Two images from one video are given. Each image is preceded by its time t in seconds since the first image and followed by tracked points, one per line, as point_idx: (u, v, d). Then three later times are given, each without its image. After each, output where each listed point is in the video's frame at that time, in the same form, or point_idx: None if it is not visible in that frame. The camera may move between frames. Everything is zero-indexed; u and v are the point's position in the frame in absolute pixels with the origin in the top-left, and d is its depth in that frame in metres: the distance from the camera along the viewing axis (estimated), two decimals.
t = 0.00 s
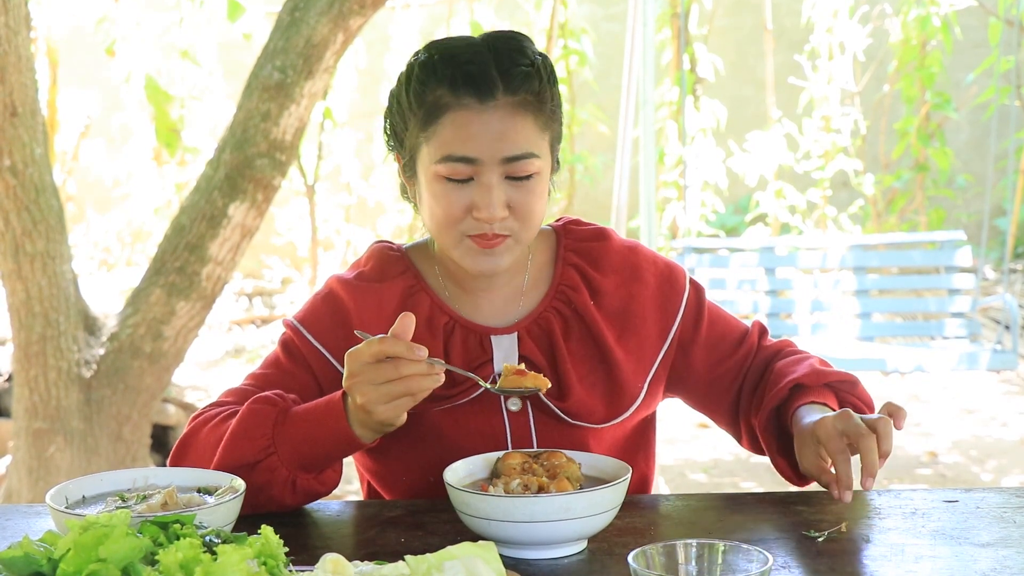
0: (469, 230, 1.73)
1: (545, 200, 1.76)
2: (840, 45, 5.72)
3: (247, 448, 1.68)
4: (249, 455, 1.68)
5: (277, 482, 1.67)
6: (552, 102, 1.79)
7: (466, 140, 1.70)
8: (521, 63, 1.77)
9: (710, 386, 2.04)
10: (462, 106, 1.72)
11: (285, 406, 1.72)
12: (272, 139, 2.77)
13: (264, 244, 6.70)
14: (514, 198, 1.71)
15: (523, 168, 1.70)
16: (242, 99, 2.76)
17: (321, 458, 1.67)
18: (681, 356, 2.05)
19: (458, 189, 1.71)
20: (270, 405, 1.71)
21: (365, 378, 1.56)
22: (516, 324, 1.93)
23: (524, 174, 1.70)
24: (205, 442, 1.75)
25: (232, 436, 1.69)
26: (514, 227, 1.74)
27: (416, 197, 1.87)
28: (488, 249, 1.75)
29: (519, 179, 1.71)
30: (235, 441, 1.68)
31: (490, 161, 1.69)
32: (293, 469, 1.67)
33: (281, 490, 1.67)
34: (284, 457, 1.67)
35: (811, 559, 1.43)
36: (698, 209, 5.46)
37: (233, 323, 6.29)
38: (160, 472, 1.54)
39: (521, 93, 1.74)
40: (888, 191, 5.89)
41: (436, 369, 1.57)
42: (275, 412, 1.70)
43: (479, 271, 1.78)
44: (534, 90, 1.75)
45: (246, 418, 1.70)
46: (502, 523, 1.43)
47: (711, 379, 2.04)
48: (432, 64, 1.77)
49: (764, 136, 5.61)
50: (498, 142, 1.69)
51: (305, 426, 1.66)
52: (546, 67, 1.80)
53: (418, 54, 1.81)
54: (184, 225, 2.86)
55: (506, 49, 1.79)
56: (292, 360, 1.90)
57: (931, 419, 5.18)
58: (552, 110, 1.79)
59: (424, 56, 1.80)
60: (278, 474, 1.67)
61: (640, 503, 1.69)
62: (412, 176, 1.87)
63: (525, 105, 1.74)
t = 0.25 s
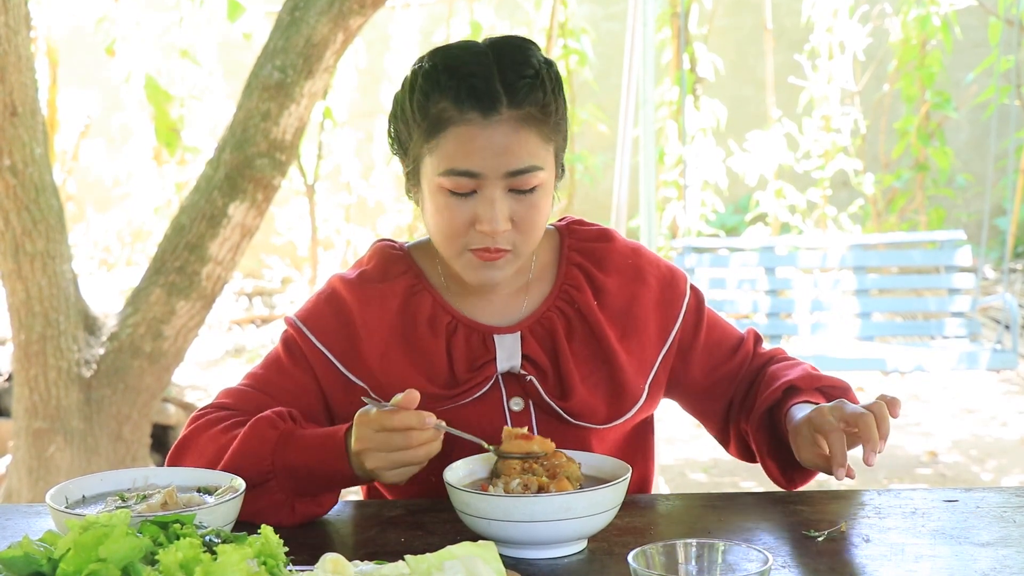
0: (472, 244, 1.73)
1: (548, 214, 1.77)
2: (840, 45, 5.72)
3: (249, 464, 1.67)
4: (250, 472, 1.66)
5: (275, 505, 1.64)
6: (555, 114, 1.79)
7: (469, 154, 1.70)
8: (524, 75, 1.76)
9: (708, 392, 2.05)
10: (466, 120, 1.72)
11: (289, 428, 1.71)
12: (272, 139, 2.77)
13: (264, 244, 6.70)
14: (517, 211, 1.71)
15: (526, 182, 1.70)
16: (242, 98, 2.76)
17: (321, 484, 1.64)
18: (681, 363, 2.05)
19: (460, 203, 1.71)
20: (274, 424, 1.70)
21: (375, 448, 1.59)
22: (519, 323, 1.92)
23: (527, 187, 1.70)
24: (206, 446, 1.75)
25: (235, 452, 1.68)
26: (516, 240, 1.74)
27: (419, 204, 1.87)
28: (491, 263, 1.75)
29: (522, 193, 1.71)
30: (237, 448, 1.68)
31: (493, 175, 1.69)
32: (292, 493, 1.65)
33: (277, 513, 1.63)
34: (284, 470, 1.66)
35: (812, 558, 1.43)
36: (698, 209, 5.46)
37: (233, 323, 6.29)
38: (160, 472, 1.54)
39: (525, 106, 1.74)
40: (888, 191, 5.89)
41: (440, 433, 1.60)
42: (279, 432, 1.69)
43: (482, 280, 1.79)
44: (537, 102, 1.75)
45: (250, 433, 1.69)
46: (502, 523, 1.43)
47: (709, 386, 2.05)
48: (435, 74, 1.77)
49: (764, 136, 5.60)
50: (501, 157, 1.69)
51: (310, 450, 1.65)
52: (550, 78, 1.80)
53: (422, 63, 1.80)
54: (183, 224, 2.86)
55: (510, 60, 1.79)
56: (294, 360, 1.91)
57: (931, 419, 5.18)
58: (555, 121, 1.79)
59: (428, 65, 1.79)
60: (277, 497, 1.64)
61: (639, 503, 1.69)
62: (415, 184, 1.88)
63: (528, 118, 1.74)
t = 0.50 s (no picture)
0: (476, 246, 1.73)
1: (552, 219, 1.76)
2: (840, 44, 5.72)
3: (238, 463, 1.67)
4: (239, 472, 1.67)
5: (261, 506, 1.65)
6: (562, 118, 1.78)
7: (473, 157, 1.70)
8: (531, 80, 1.76)
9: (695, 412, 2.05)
10: (470, 122, 1.72)
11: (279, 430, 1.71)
12: (272, 139, 2.77)
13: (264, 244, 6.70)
14: (520, 215, 1.71)
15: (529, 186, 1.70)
16: (242, 98, 2.76)
17: (308, 488, 1.64)
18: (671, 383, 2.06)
19: (464, 206, 1.71)
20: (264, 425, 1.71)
21: (351, 453, 1.57)
22: (526, 325, 1.92)
23: (530, 192, 1.70)
24: (203, 443, 1.74)
25: (223, 452, 1.68)
26: (519, 244, 1.74)
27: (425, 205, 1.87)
28: (496, 267, 1.76)
29: (525, 197, 1.71)
30: (228, 448, 1.68)
31: (496, 179, 1.69)
32: (278, 495, 1.65)
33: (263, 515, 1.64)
34: (274, 469, 1.66)
35: (812, 558, 1.43)
36: (698, 208, 5.46)
37: (233, 323, 6.29)
38: (160, 472, 1.54)
39: (530, 110, 1.73)
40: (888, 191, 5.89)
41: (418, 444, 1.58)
42: (267, 434, 1.69)
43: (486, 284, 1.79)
44: (543, 107, 1.75)
45: (239, 432, 1.69)
46: (501, 522, 1.43)
47: (692, 409, 2.05)
48: (442, 76, 1.78)
49: (764, 136, 5.60)
50: (505, 160, 1.69)
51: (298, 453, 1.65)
52: (557, 82, 1.80)
53: (429, 64, 1.81)
54: (183, 224, 2.86)
55: (517, 64, 1.79)
56: (297, 358, 1.91)
57: (931, 418, 5.18)
58: (561, 126, 1.79)
59: (435, 67, 1.80)
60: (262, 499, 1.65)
61: (638, 503, 1.69)
62: (421, 185, 1.88)
63: (533, 122, 1.73)
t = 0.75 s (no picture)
0: (484, 248, 1.73)
1: (560, 221, 1.76)
2: (840, 44, 5.72)
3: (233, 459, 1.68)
4: (233, 467, 1.68)
5: (254, 500, 1.65)
6: (572, 120, 1.78)
7: (482, 157, 1.69)
8: (541, 82, 1.76)
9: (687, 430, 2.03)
10: (479, 123, 1.72)
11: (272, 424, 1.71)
12: (272, 139, 2.77)
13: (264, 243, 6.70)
14: (528, 217, 1.71)
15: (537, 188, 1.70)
16: (242, 97, 2.76)
17: (302, 483, 1.64)
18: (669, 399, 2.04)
19: (472, 207, 1.70)
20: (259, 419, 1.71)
21: (334, 439, 1.55)
22: (535, 328, 1.92)
23: (538, 194, 1.70)
24: (202, 438, 1.74)
25: (217, 447, 1.69)
26: (527, 245, 1.74)
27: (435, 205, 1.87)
28: (503, 267, 1.76)
29: (534, 199, 1.71)
30: (222, 444, 1.69)
31: (504, 180, 1.69)
32: (272, 489, 1.65)
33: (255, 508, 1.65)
34: (270, 464, 1.66)
35: (812, 559, 1.43)
36: (697, 208, 5.46)
37: (233, 322, 6.29)
38: (159, 471, 1.54)
39: (540, 111, 1.73)
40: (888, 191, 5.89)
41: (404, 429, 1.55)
42: (260, 429, 1.70)
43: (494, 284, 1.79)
44: (553, 108, 1.75)
45: (234, 428, 1.70)
46: (502, 522, 1.43)
47: (684, 427, 2.03)
48: (453, 77, 1.78)
49: (764, 136, 5.60)
50: (513, 161, 1.69)
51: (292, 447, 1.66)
52: (568, 85, 1.80)
53: (441, 63, 1.82)
54: (183, 224, 2.86)
55: (528, 65, 1.79)
56: (305, 357, 1.91)
57: (931, 418, 5.18)
58: (572, 128, 1.79)
59: (446, 67, 1.81)
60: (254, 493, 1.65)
61: (638, 503, 1.69)
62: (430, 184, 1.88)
63: (543, 124, 1.73)
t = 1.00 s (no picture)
0: (489, 246, 1.73)
1: (565, 216, 1.76)
2: (840, 44, 5.72)
3: (252, 436, 1.68)
4: (251, 442, 1.68)
5: (280, 470, 1.67)
6: (575, 115, 1.78)
7: (484, 155, 1.69)
8: (543, 78, 1.76)
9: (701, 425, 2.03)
10: (481, 120, 1.72)
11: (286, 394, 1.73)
12: (272, 138, 2.77)
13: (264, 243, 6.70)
14: (532, 215, 1.71)
15: (541, 183, 1.69)
16: (242, 97, 2.76)
17: (327, 447, 1.68)
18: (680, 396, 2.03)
19: (475, 205, 1.70)
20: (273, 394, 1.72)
21: (362, 360, 1.56)
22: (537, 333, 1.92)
23: (542, 190, 1.70)
24: (211, 432, 1.76)
25: (233, 425, 1.69)
26: (532, 242, 1.74)
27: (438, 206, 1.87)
28: (507, 266, 1.76)
29: (538, 195, 1.70)
30: (235, 426, 1.69)
31: (507, 177, 1.69)
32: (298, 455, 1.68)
33: (283, 478, 1.67)
34: (293, 433, 1.68)
35: (812, 559, 1.43)
36: (697, 208, 5.46)
37: (233, 322, 6.30)
38: (160, 471, 1.54)
39: (542, 107, 1.73)
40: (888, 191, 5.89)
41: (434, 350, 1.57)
42: (278, 400, 1.71)
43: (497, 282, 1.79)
44: (555, 103, 1.75)
45: (249, 406, 1.70)
46: (501, 522, 1.43)
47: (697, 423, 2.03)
48: (454, 75, 1.78)
49: (764, 136, 5.60)
50: (516, 157, 1.69)
51: (307, 414, 1.67)
52: (570, 80, 1.80)
53: (442, 63, 1.82)
54: (183, 224, 2.86)
55: (529, 63, 1.79)
56: (310, 358, 1.92)
57: (931, 418, 5.18)
58: (575, 124, 1.79)
59: (447, 65, 1.81)
60: (281, 463, 1.67)
61: (638, 502, 1.69)
62: (433, 185, 1.88)
63: (545, 119, 1.73)
